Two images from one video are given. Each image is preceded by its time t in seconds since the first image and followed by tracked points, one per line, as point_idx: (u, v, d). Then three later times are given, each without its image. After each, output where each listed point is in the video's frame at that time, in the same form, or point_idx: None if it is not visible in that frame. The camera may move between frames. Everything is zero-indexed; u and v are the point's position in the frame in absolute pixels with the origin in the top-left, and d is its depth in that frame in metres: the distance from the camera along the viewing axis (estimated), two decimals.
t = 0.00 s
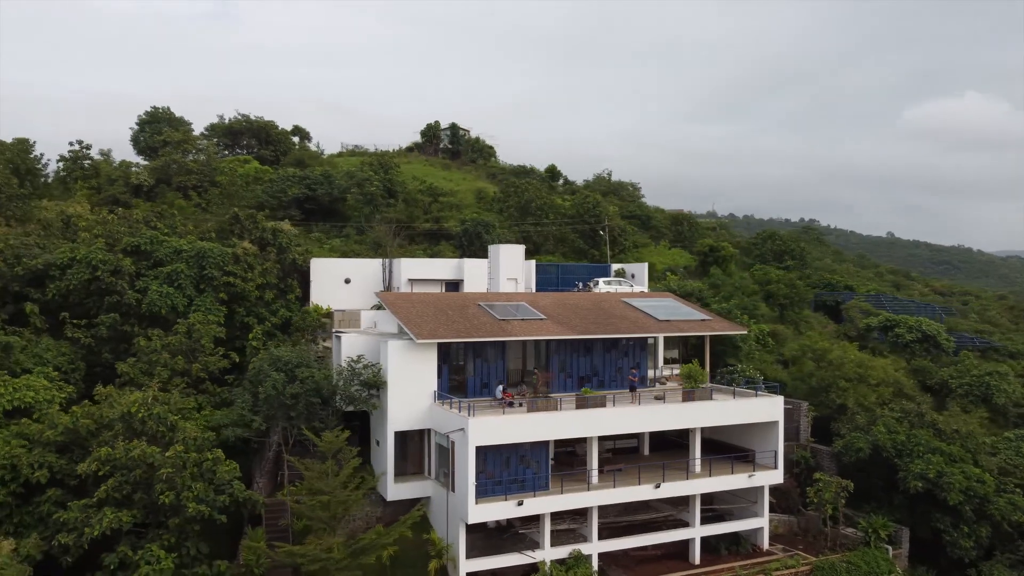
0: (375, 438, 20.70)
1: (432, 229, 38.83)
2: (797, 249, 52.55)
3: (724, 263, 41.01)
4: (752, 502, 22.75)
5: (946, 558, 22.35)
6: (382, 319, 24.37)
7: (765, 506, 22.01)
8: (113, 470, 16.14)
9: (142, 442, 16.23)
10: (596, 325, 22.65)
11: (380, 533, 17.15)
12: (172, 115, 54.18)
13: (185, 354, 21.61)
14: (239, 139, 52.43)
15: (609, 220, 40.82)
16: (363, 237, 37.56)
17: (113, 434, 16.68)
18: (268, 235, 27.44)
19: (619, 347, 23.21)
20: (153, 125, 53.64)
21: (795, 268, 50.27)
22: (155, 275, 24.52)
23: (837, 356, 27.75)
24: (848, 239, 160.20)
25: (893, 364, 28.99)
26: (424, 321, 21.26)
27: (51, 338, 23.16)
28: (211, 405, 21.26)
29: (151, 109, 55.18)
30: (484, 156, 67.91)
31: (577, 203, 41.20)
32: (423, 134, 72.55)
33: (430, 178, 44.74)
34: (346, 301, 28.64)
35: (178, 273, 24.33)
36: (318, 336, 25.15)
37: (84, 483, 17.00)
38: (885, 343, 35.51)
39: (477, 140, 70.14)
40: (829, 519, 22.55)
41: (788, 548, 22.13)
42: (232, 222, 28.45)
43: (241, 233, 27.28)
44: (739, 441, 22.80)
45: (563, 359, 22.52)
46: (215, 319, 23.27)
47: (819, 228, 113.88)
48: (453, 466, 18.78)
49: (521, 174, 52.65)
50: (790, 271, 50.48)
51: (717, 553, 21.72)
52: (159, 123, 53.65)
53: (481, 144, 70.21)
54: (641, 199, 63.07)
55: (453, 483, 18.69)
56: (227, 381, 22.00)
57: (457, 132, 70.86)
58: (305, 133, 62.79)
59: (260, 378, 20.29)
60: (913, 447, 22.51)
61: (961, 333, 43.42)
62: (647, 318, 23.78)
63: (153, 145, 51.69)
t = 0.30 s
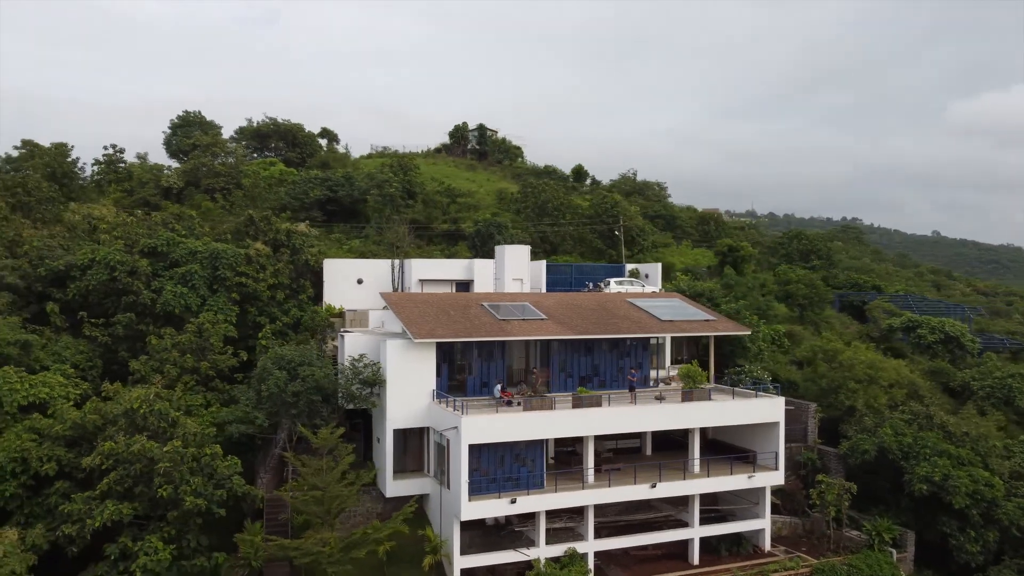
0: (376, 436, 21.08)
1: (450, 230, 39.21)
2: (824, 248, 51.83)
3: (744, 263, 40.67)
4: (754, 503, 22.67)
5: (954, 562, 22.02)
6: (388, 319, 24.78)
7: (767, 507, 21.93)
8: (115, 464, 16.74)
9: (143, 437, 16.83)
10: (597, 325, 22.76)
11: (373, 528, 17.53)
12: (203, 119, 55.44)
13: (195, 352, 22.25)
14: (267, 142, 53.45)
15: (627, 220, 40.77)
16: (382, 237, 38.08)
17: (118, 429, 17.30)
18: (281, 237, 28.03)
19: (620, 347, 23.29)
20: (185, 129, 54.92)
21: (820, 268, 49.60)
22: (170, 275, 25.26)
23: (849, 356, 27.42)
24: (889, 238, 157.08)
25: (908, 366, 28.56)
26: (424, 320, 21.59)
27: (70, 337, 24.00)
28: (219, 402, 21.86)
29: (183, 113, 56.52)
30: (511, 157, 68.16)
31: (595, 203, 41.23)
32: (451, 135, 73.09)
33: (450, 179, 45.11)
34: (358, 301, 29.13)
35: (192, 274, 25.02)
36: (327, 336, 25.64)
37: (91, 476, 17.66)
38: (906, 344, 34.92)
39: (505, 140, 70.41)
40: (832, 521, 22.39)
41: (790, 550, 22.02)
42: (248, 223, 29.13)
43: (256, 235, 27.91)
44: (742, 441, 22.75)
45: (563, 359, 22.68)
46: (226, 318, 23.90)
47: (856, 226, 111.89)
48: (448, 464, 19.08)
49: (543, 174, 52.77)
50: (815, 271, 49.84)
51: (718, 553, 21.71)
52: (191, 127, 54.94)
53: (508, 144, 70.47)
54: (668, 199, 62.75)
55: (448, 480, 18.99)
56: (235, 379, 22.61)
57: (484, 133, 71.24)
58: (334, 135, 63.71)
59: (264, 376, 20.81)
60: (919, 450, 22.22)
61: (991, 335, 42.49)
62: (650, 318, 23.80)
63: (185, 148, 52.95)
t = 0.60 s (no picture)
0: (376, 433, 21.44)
1: (466, 230, 39.54)
2: (850, 248, 51.08)
3: (763, 263, 40.42)
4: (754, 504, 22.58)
5: (959, 566, 21.71)
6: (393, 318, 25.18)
7: (767, 508, 21.83)
8: (117, 457, 17.33)
9: (144, 433, 17.41)
10: (597, 325, 22.87)
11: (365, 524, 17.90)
12: (231, 122, 56.54)
13: (204, 350, 22.86)
14: (293, 144, 54.37)
15: (644, 220, 40.71)
16: (399, 238, 38.58)
17: (121, 424, 17.93)
18: (293, 237, 28.59)
19: (621, 348, 23.36)
20: (214, 131, 56.09)
21: (845, 268, 48.92)
22: (184, 276, 25.95)
23: (859, 357, 27.12)
24: (929, 236, 153.88)
25: (921, 367, 28.13)
26: (424, 319, 21.90)
27: (87, 335, 24.79)
28: (226, 399, 22.43)
29: (213, 116, 57.73)
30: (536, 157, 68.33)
31: (612, 203, 41.24)
32: (478, 136, 73.49)
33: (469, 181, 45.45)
34: (369, 300, 29.59)
35: (205, 274, 25.69)
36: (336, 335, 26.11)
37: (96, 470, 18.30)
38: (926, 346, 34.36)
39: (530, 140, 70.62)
40: (834, 523, 22.22)
41: (790, 551, 21.90)
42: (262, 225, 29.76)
43: (269, 236, 28.53)
44: (743, 442, 22.70)
45: (562, 359, 22.84)
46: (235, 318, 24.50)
47: (892, 225, 109.87)
48: (443, 462, 19.39)
49: (564, 175, 52.88)
50: (840, 271, 49.17)
51: (716, 553, 21.69)
52: (219, 130, 56.06)
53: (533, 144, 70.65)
54: (692, 199, 62.37)
55: (442, 478, 19.29)
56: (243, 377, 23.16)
57: (510, 133, 71.46)
58: (360, 136, 64.49)
59: (267, 374, 21.32)
60: (924, 452, 21.95)
61: (1019, 336, 41.52)
62: (652, 318, 23.84)
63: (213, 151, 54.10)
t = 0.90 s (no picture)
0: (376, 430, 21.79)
1: (482, 230, 39.83)
2: (876, 247, 50.34)
3: (781, 263, 40.03)
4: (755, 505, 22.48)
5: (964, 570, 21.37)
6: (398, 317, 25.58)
7: (766, 509, 21.73)
8: (120, 451, 17.91)
9: (145, 428, 17.98)
10: (598, 325, 22.96)
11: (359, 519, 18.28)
12: (258, 125, 57.56)
13: (213, 348, 23.45)
14: (318, 146, 55.18)
15: (661, 219, 40.59)
16: (415, 238, 39.01)
17: (124, 419, 18.52)
18: (305, 237, 29.14)
19: (621, 348, 23.43)
20: (241, 134, 57.17)
21: (869, 268, 48.21)
22: (197, 276, 26.62)
23: (869, 358, 26.82)
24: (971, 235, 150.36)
25: (935, 368, 27.70)
26: (425, 318, 22.18)
27: (104, 333, 25.56)
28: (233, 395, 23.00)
29: (241, 119, 58.83)
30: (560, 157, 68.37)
31: (628, 203, 41.20)
32: (504, 136, 73.74)
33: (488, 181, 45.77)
34: (380, 300, 30.03)
35: (217, 274, 26.33)
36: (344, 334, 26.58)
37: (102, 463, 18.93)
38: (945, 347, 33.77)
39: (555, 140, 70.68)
40: (835, 525, 22.05)
41: (790, 552, 21.78)
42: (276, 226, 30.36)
43: (281, 237, 29.13)
44: (743, 442, 22.63)
45: (562, 359, 22.96)
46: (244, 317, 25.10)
47: (930, 224, 107.61)
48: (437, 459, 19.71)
49: (585, 175, 52.88)
50: (865, 270, 48.48)
51: (714, 554, 21.65)
52: (247, 133, 57.11)
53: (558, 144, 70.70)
54: (717, 198, 61.89)
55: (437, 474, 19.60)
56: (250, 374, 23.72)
57: (535, 133, 71.59)
58: (385, 138, 65.19)
59: (271, 372, 21.81)
60: (928, 455, 21.68)
61: None
62: (653, 319, 23.86)
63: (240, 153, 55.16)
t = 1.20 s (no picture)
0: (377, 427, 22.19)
1: (498, 230, 40.11)
2: (903, 246, 49.34)
3: (801, 264, 39.62)
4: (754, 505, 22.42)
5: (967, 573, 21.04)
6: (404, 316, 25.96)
7: (765, 510, 21.65)
8: (123, 445, 18.51)
9: (149, 423, 18.57)
10: (598, 325, 23.06)
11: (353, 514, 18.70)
12: (285, 127, 58.54)
13: (223, 346, 24.07)
14: (342, 148, 55.96)
15: (678, 219, 40.44)
16: (432, 239, 39.44)
17: (129, 414, 19.13)
18: (317, 238, 29.67)
19: (622, 347, 23.51)
20: (268, 136, 58.21)
21: (895, 267, 47.46)
22: (211, 275, 27.29)
23: (878, 358, 26.52)
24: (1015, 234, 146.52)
25: (948, 370, 27.25)
26: (426, 317, 22.46)
27: (121, 331, 26.34)
28: (241, 392, 23.57)
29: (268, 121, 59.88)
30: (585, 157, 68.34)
31: (645, 203, 41.12)
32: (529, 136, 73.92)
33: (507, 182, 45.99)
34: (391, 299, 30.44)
35: (230, 275, 26.97)
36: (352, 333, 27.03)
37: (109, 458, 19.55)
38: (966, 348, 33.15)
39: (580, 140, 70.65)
40: (836, 526, 21.92)
41: (789, 553, 21.67)
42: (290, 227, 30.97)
43: (294, 238, 29.72)
44: (744, 442, 22.57)
45: (562, 358, 23.11)
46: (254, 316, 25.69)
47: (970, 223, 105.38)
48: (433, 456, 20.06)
49: (606, 175, 52.86)
50: (890, 270, 47.68)
51: (712, 553, 21.63)
52: (273, 135, 58.13)
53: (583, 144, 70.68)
54: (743, 197, 61.31)
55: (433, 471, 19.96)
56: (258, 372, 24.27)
57: (560, 133, 71.63)
58: (410, 139, 65.80)
59: (276, 369, 22.33)
60: (930, 457, 21.43)
61: None
62: (655, 318, 23.88)
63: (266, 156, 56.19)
